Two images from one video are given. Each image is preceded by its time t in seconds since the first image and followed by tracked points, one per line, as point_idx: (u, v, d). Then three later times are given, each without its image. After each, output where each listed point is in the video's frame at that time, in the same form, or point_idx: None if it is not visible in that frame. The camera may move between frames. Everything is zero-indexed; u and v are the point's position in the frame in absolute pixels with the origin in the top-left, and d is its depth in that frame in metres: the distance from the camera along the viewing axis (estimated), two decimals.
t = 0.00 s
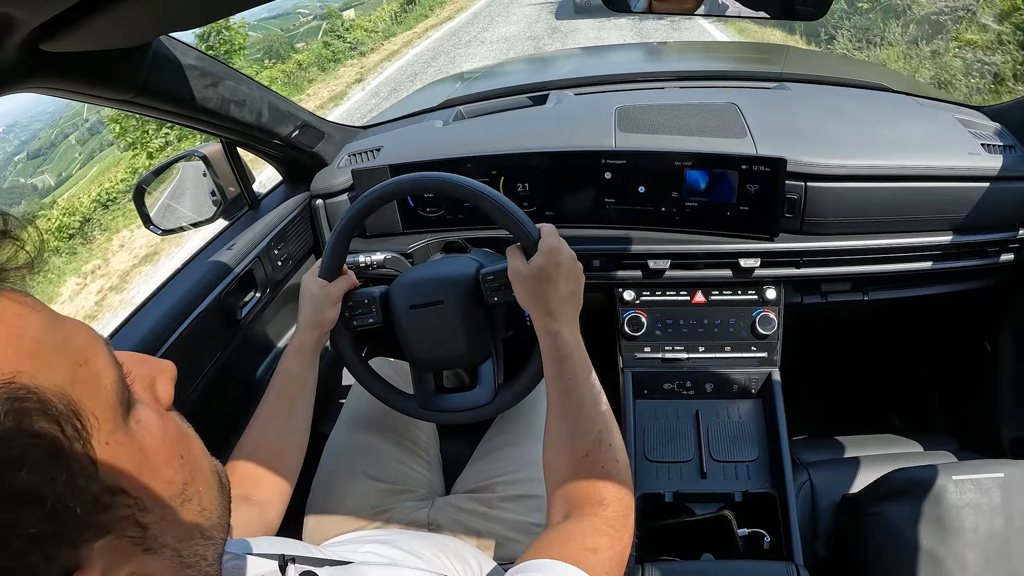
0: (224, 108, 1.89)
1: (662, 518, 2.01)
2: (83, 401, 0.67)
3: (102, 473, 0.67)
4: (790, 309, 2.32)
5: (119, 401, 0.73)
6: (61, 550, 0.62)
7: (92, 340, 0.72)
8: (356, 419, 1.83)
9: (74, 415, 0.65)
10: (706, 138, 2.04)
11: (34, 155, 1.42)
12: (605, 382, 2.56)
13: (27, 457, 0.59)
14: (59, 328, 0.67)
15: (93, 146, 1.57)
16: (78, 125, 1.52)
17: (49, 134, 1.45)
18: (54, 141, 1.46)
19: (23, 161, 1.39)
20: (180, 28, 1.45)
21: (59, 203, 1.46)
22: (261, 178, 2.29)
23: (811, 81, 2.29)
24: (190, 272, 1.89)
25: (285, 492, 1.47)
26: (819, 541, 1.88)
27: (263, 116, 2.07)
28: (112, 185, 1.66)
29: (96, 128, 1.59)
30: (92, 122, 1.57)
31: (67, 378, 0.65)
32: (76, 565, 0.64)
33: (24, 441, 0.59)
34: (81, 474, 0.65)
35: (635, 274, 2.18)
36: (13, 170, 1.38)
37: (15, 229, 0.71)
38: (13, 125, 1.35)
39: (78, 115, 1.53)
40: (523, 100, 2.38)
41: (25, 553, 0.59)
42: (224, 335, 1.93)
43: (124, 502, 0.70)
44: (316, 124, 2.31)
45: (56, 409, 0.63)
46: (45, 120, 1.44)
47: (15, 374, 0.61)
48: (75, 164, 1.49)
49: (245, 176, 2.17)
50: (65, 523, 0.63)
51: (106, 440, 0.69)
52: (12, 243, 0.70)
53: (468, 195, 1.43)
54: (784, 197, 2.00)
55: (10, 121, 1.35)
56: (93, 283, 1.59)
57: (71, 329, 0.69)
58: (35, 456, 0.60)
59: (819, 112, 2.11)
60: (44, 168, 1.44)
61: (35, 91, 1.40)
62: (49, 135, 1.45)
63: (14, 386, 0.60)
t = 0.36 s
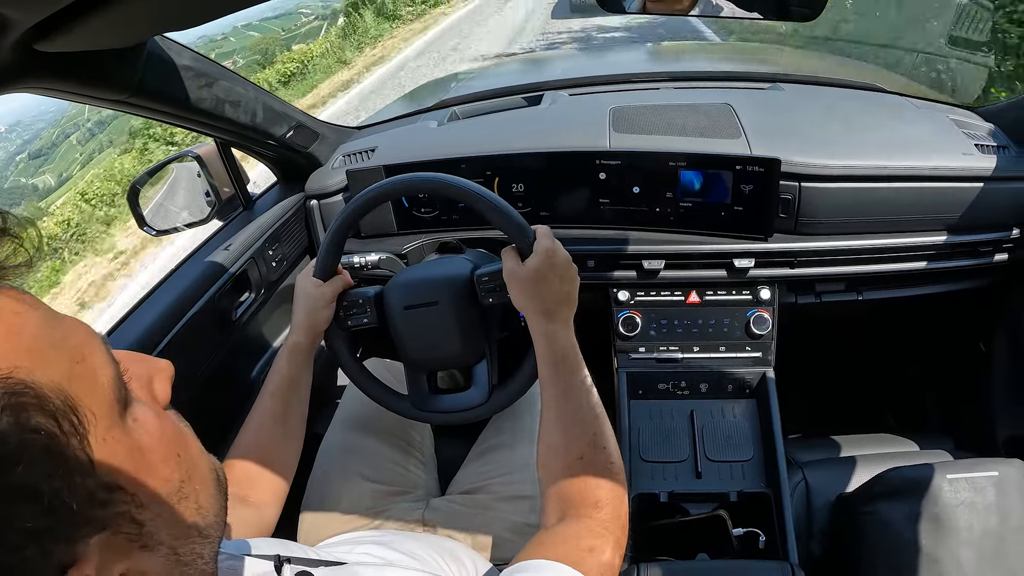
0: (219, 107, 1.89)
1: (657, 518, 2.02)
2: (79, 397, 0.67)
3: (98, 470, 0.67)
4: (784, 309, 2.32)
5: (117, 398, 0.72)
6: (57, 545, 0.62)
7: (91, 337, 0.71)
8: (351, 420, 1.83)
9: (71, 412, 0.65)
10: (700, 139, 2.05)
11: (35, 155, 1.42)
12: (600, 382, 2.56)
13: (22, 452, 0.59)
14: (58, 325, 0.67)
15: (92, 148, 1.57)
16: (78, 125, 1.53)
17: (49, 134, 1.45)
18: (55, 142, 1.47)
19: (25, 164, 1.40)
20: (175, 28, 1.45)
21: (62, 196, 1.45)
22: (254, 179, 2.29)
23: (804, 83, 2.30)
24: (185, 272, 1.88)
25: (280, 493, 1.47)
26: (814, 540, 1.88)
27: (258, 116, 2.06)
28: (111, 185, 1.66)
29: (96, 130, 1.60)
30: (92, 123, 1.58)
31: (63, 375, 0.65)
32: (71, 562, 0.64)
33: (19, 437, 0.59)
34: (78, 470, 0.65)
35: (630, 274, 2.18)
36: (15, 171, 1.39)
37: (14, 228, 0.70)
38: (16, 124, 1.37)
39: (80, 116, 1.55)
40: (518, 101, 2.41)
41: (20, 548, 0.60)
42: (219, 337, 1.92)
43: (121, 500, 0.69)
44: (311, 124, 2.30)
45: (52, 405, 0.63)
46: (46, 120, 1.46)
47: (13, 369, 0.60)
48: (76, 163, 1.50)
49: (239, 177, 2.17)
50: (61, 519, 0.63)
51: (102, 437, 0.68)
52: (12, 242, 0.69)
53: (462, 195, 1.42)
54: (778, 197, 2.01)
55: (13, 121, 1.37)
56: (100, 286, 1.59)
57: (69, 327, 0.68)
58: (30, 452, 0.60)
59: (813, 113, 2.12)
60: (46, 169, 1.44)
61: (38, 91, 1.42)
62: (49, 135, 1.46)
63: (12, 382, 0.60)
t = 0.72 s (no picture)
0: (213, 108, 1.88)
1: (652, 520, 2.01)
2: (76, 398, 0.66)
3: (91, 471, 0.66)
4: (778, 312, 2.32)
5: (116, 398, 0.71)
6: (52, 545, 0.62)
7: (92, 338, 0.71)
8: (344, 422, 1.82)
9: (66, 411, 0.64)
10: (693, 142, 2.06)
11: (36, 155, 1.43)
12: (595, 383, 2.56)
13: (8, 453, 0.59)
14: (57, 325, 0.67)
15: (88, 149, 1.56)
16: (82, 125, 1.55)
17: (48, 135, 1.46)
18: (55, 142, 1.47)
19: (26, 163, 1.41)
20: (167, 28, 1.43)
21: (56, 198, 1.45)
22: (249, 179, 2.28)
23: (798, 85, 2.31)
24: (179, 273, 1.88)
25: (274, 489, 1.47)
26: (809, 541, 1.88)
27: (252, 116, 2.05)
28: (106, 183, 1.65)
29: (98, 130, 1.61)
30: (94, 123, 1.60)
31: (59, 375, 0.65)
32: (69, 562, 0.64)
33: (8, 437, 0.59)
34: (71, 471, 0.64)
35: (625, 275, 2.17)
36: (16, 171, 1.39)
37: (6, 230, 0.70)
38: (19, 123, 1.40)
39: (82, 116, 1.56)
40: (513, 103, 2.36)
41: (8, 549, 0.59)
42: (212, 338, 1.91)
43: (117, 501, 0.68)
44: (306, 125, 2.29)
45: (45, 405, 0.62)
46: (48, 120, 1.47)
47: (6, 371, 0.60)
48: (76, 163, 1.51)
49: (234, 177, 2.15)
50: (52, 519, 0.62)
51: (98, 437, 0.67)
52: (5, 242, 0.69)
53: (457, 197, 1.42)
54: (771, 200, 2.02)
55: (15, 121, 1.40)
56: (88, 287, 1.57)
57: (68, 326, 0.68)
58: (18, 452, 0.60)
59: (807, 115, 2.13)
60: (47, 169, 1.45)
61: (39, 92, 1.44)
62: (48, 135, 1.46)
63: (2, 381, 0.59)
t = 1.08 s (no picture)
0: (212, 103, 1.88)
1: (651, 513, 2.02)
2: (63, 394, 0.66)
3: (81, 468, 0.67)
4: (778, 305, 2.33)
5: (103, 394, 0.71)
6: (38, 542, 0.62)
7: (77, 334, 0.71)
8: (344, 415, 1.82)
9: (54, 407, 0.64)
10: (693, 135, 2.04)
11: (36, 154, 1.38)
12: (595, 377, 2.56)
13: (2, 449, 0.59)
14: (42, 319, 0.67)
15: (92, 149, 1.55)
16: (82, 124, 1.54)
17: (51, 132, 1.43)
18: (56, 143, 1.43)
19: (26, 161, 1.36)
20: (164, 23, 1.43)
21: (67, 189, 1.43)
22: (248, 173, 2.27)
23: (799, 78, 2.30)
24: (178, 269, 1.88)
25: (271, 482, 1.48)
26: (807, 535, 1.89)
27: (250, 112, 2.05)
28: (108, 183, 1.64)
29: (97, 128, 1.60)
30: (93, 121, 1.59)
31: (47, 370, 0.64)
32: (52, 559, 0.64)
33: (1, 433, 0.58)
34: (62, 467, 0.64)
35: (624, 270, 2.20)
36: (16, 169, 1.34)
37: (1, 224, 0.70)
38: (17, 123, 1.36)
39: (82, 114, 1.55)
40: (513, 96, 2.38)
41: None
42: (212, 333, 1.92)
43: (104, 496, 0.69)
44: (305, 119, 2.29)
45: (35, 401, 0.62)
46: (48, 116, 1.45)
47: None
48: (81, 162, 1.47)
49: (233, 172, 2.15)
50: (41, 516, 0.62)
51: (85, 433, 0.68)
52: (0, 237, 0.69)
53: (456, 191, 1.41)
54: (772, 193, 2.01)
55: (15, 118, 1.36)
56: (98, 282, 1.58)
57: (54, 322, 0.68)
58: (14, 448, 0.59)
59: (807, 109, 2.12)
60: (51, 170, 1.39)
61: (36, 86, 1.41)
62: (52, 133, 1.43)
63: None
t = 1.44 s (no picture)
0: (212, 103, 1.88)
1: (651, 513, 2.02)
2: (74, 405, 0.66)
3: (95, 479, 0.66)
4: (777, 306, 2.33)
5: (113, 402, 0.71)
6: (51, 560, 0.61)
7: (87, 339, 0.70)
8: (344, 415, 1.82)
9: (67, 419, 0.64)
10: (693, 135, 2.04)
11: (47, 160, 1.37)
12: (595, 377, 2.56)
13: (17, 467, 0.58)
14: (54, 327, 0.66)
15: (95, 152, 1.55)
16: (82, 125, 1.53)
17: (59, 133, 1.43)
18: (63, 144, 1.43)
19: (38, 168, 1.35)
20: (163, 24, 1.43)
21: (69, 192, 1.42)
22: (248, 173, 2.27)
23: (797, 78, 2.30)
24: (178, 268, 1.88)
25: (268, 478, 1.47)
26: (806, 535, 1.89)
27: (250, 111, 2.04)
28: (105, 185, 1.63)
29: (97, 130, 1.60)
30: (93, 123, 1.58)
31: (58, 381, 0.64)
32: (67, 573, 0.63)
33: (14, 450, 0.58)
34: (75, 482, 0.63)
35: (624, 270, 2.20)
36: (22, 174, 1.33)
37: None
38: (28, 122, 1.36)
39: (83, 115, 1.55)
40: (513, 95, 2.38)
41: (16, 566, 0.58)
42: (212, 332, 1.91)
43: (119, 508, 0.68)
44: (305, 119, 2.29)
45: (47, 415, 0.62)
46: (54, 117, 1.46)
47: (5, 380, 0.59)
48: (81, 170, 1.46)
49: (233, 172, 2.14)
50: (56, 534, 0.61)
51: (99, 444, 0.67)
52: None
53: (456, 190, 1.41)
54: (772, 193, 2.01)
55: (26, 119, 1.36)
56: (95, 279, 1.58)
57: (66, 327, 0.68)
58: (27, 466, 0.59)
59: (806, 109, 2.12)
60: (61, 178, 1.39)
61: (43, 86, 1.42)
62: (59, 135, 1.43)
63: (4, 392, 0.59)
